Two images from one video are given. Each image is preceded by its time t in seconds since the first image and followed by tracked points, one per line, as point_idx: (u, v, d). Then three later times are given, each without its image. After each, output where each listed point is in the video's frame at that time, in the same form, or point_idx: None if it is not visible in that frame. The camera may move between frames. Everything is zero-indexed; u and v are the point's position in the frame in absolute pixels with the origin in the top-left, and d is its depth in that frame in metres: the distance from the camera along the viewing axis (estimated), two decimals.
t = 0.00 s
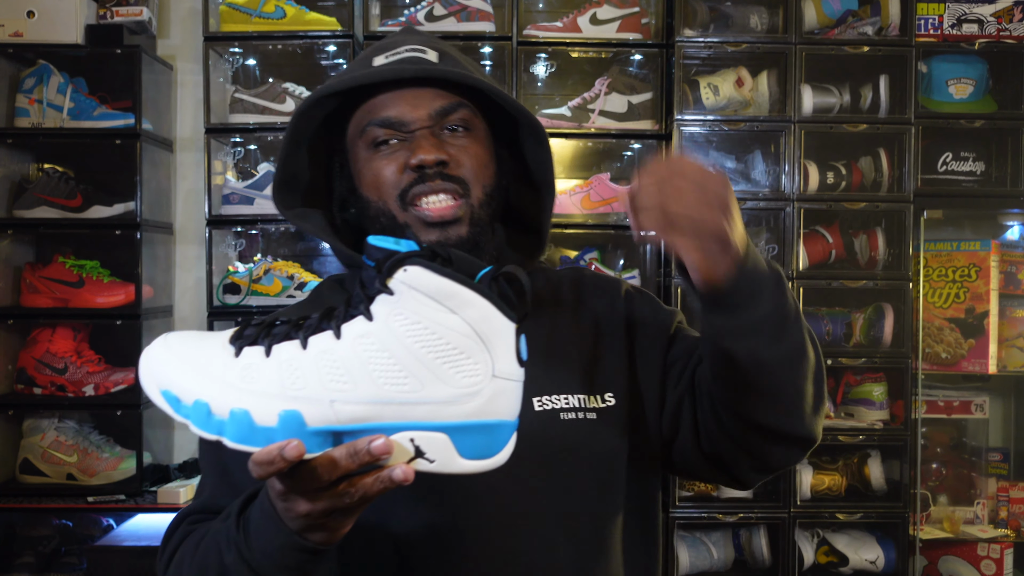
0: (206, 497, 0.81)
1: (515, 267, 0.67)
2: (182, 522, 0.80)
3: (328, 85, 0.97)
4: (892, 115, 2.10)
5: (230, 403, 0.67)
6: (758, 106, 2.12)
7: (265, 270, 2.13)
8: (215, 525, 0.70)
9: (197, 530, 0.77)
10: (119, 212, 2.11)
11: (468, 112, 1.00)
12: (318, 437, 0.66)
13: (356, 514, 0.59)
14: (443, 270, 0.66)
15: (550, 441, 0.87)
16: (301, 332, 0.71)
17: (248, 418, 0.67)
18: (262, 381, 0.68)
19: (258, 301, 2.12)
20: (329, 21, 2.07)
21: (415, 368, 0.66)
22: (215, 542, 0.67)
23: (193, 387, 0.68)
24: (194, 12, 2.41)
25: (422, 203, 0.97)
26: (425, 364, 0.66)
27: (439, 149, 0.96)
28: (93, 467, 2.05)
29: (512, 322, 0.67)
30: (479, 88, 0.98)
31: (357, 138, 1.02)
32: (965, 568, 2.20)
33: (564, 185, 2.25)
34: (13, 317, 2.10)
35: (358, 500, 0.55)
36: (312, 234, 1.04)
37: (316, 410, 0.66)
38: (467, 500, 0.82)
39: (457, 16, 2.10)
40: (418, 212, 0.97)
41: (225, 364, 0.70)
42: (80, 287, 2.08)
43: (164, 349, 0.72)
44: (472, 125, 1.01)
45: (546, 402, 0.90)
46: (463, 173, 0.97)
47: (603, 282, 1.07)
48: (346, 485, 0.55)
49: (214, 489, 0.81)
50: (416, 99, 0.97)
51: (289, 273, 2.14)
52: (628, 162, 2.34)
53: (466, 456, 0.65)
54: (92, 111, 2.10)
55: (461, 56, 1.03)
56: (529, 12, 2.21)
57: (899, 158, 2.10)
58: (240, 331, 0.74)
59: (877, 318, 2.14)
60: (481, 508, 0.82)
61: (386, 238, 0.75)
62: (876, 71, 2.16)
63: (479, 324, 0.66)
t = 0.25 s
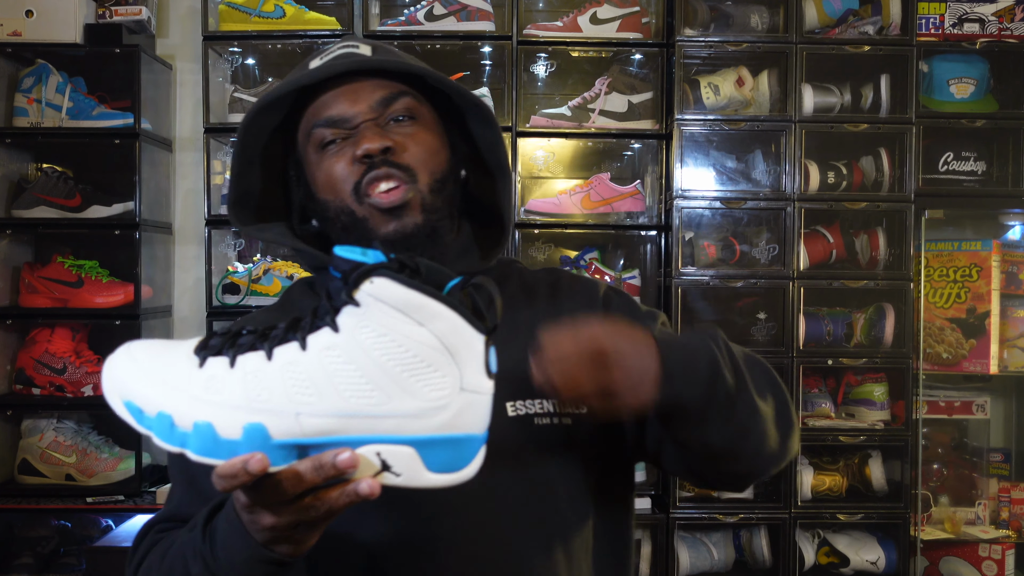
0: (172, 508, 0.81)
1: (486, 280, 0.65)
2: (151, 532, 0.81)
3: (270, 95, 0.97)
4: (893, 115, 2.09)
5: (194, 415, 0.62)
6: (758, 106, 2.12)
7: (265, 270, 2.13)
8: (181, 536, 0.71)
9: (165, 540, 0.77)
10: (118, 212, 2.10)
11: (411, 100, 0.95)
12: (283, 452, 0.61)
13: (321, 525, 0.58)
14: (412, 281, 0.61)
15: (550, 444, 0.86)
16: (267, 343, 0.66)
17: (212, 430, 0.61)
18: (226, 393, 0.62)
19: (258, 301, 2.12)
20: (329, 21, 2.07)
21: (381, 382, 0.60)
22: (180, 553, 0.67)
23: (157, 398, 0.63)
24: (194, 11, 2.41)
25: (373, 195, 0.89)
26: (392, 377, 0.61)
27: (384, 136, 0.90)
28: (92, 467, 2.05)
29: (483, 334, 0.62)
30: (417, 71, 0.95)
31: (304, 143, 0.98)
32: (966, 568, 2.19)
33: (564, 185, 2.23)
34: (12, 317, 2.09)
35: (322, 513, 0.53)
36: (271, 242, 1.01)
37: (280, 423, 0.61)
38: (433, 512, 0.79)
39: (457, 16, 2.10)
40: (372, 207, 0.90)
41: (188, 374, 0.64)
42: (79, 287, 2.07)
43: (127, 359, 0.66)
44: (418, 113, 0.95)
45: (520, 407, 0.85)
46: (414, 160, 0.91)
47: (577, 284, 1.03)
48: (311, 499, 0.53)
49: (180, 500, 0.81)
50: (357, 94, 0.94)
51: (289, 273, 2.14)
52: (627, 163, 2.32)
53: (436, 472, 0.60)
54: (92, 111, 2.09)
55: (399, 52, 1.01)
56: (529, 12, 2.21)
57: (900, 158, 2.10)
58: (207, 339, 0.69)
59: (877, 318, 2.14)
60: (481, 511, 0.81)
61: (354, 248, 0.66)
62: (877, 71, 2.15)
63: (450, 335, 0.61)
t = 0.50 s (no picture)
0: (150, 513, 0.76)
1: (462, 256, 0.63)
2: (125, 540, 0.76)
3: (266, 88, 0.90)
4: (893, 115, 2.09)
5: (175, 404, 0.59)
6: (758, 106, 2.12)
7: (265, 270, 2.13)
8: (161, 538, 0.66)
9: (142, 546, 0.73)
10: (118, 212, 2.10)
11: (413, 115, 0.91)
12: (270, 436, 0.58)
13: (308, 514, 0.56)
14: (391, 259, 0.61)
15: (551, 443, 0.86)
16: (247, 329, 0.64)
17: (194, 418, 0.59)
18: (207, 380, 0.60)
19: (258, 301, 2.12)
20: (329, 21, 2.06)
21: (364, 360, 0.60)
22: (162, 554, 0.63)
23: (135, 388, 0.60)
24: (194, 11, 2.41)
25: (360, 208, 0.85)
26: (374, 356, 0.60)
27: (381, 151, 0.86)
28: (92, 467, 2.05)
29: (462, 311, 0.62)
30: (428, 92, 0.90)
31: (295, 141, 0.92)
32: (966, 568, 2.19)
33: (564, 185, 2.24)
34: (12, 317, 2.09)
35: (310, 498, 0.51)
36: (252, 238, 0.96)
37: (264, 408, 0.58)
38: (432, 506, 0.77)
39: (457, 16, 2.10)
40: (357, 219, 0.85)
41: (167, 364, 0.62)
42: (79, 287, 2.07)
43: (103, 352, 0.63)
44: (417, 129, 0.91)
45: (495, 403, 0.83)
46: (407, 179, 0.87)
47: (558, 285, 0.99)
48: (298, 484, 0.51)
49: (157, 505, 0.76)
50: (357, 101, 0.88)
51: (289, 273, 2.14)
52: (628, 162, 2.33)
53: (422, 450, 0.59)
54: (92, 111, 2.09)
55: (408, 59, 0.95)
56: (529, 12, 2.20)
57: (899, 158, 2.10)
58: (184, 330, 0.66)
59: (877, 318, 2.14)
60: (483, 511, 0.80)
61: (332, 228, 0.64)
62: (877, 71, 2.16)
63: (430, 312, 0.61)
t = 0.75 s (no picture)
0: (128, 514, 0.75)
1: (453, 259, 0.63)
2: (103, 540, 0.75)
3: (214, 89, 0.91)
4: (893, 114, 2.09)
5: (167, 398, 0.58)
6: (758, 106, 2.12)
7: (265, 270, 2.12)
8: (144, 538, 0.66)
9: (120, 547, 0.72)
10: (118, 212, 2.10)
11: (355, 97, 0.89)
12: (262, 433, 0.57)
13: (298, 513, 0.55)
14: (387, 256, 0.59)
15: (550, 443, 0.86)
16: (239, 324, 0.62)
17: (185, 413, 0.58)
18: (199, 376, 0.59)
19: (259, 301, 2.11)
20: (329, 21, 2.06)
21: (357, 357, 0.58)
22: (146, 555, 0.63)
23: (126, 384, 0.60)
24: (194, 11, 2.41)
25: (311, 191, 0.81)
26: (367, 352, 0.58)
27: (324, 133, 0.84)
28: (92, 467, 2.05)
29: (456, 309, 0.61)
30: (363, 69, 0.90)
31: (248, 141, 0.91)
32: (966, 568, 2.19)
33: (564, 185, 2.24)
34: (12, 317, 2.09)
35: (301, 495, 0.50)
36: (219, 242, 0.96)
37: (256, 403, 0.57)
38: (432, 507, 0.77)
39: (457, 16, 2.10)
40: (309, 203, 0.82)
41: (157, 359, 0.60)
42: (79, 287, 2.07)
43: (90, 348, 0.62)
44: (362, 111, 0.89)
45: (476, 409, 0.82)
46: (357, 159, 0.84)
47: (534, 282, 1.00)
48: (289, 481, 0.50)
49: (136, 506, 0.76)
50: (298, 92, 0.87)
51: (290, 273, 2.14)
52: (629, 162, 2.33)
53: (415, 447, 0.58)
54: (92, 111, 2.09)
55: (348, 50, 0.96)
56: (529, 12, 2.20)
57: (899, 158, 2.10)
58: (174, 324, 0.65)
59: (877, 318, 2.14)
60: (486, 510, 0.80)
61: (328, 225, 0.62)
62: (877, 71, 2.16)
63: (426, 310, 0.59)
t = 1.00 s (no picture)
0: (113, 518, 0.73)
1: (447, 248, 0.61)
2: (87, 545, 0.73)
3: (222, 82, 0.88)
4: (892, 114, 2.09)
5: (155, 397, 0.58)
6: (758, 106, 2.12)
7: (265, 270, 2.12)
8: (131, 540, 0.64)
9: (106, 550, 0.70)
10: (118, 212, 2.10)
11: (371, 112, 0.88)
12: (254, 429, 0.58)
13: (289, 513, 0.54)
14: (377, 248, 0.59)
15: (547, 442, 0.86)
16: (227, 320, 0.62)
17: (174, 412, 0.57)
18: (187, 373, 0.59)
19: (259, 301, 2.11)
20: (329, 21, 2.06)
21: (349, 351, 0.58)
22: (133, 556, 0.62)
23: (113, 383, 0.59)
24: (194, 11, 2.41)
25: (317, 207, 0.81)
26: (358, 346, 0.58)
27: (338, 149, 0.83)
28: (93, 467, 2.05)
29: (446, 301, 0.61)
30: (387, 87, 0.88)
31: (254, 140, 0.90)
32: (966, 568, 2.19)
33: (564, 185, 2.24)
34: (12, 317, 2.09)
35: (294, 494, 0.50)
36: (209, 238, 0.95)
37: (247, 400, 0.57)
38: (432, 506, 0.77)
39: (457, 16, 2.10)
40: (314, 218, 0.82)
41: (145, 358, 0.60)
42: (79, 287, 2.07)
43: (73, 347, 0.61)
44: (376, 125, 0.89)
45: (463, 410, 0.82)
46: (367, 179, 0.84)
47: (523, 294, 0.98)
48: (282, 479, 0.50)
49: (121, 510, 0.73)
50: (315, 100, 0.86)
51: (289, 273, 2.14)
52: (628, 162, 2.34)
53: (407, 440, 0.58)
54: (92, 111, 2.10)
55: (369, 56, 0.94)
56: (529, 12, 2.21)
57: (899, 158, 2.10)
58: (159, 323, 0.64)
59: (877, 318, 2.14)
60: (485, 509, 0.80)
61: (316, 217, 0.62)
62: (877, 71, 2.16)
63: (417, 302, 0.59)
